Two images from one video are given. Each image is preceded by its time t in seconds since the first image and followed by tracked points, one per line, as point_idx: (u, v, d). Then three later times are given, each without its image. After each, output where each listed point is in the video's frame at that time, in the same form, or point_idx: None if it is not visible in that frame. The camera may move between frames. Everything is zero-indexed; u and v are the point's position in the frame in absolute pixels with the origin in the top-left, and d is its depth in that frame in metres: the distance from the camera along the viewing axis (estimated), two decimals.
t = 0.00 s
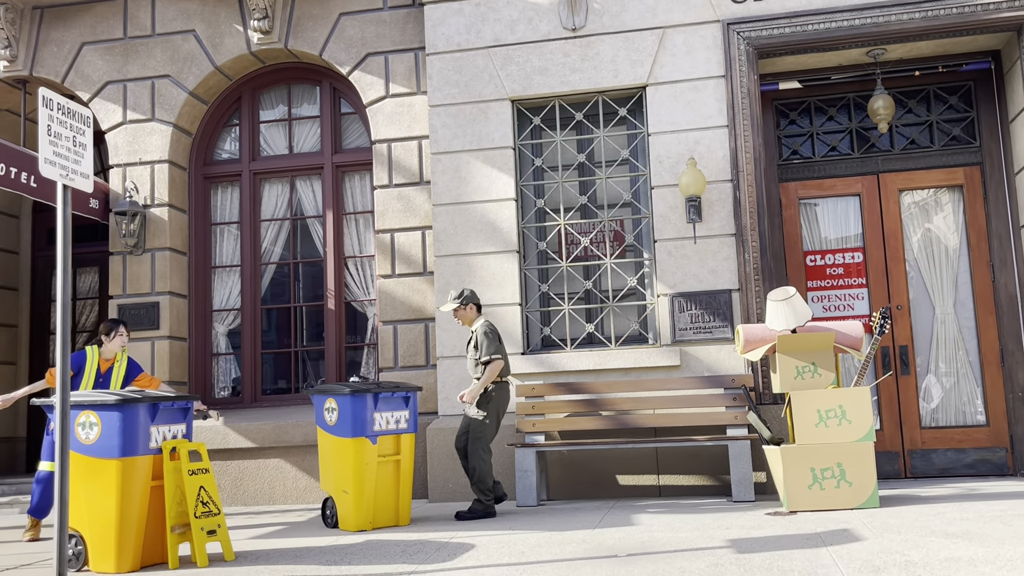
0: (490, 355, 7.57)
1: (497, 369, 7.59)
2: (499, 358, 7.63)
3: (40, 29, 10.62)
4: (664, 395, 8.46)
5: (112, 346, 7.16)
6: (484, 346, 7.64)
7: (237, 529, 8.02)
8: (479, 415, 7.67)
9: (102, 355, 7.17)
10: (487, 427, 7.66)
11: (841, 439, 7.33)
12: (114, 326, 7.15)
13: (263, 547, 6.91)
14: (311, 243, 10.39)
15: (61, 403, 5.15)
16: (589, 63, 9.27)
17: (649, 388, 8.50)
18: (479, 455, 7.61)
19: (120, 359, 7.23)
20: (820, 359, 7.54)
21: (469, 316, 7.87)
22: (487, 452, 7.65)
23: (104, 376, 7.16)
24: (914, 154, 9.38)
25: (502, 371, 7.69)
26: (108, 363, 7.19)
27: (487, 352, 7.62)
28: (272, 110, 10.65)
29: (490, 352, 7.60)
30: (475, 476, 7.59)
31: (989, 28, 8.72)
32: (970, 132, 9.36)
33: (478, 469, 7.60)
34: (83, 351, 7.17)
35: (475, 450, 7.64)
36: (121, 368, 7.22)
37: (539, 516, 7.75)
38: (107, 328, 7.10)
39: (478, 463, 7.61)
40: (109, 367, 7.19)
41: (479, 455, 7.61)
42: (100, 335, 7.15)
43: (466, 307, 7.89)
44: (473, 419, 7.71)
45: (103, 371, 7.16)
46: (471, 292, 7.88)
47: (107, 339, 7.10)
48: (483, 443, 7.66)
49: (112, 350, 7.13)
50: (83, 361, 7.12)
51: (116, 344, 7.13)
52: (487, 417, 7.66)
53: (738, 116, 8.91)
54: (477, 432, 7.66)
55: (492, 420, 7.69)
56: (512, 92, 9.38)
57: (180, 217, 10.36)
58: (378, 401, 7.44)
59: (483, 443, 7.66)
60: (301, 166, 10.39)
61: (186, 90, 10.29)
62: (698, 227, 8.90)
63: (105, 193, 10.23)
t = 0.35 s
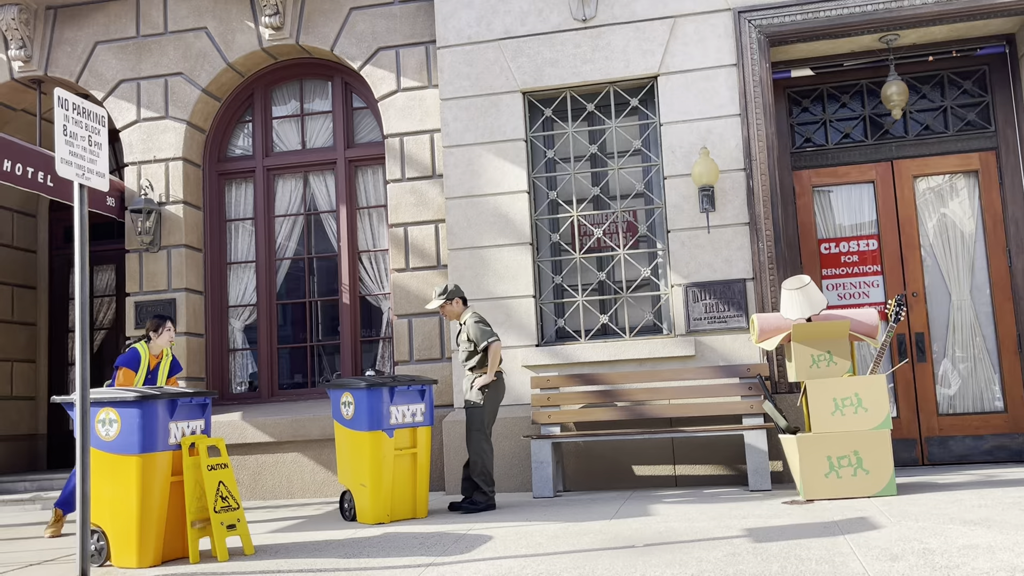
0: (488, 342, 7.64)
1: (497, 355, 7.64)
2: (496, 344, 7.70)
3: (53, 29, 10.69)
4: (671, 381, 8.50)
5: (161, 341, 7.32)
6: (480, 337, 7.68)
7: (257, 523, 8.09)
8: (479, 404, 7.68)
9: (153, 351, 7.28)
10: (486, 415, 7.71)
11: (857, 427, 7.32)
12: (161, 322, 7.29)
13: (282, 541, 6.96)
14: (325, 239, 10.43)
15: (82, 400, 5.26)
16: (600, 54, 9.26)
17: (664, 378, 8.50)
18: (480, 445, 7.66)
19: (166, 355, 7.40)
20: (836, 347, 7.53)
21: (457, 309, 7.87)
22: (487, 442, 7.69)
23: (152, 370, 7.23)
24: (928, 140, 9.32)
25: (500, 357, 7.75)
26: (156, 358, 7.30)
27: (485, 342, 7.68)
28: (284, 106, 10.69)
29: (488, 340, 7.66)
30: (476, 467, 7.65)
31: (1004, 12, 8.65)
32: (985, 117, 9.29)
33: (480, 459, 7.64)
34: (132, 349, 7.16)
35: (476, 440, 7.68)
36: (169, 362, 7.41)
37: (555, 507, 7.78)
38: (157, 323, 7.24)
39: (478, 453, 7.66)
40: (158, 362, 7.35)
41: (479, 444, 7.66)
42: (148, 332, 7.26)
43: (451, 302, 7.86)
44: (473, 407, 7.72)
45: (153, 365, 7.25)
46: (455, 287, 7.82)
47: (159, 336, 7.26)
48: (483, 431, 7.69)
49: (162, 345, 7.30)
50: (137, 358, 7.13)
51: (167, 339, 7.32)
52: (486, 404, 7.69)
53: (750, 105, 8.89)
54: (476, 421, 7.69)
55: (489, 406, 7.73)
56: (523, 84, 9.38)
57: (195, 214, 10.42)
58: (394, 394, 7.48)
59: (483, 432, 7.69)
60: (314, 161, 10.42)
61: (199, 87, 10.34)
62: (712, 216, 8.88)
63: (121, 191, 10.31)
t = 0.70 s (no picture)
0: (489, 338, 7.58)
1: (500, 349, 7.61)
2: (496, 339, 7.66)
3: (62, 27, 10.72)
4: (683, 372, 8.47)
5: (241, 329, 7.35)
6: (479, 336, 7.62)
7: (271, 516, 8.13)
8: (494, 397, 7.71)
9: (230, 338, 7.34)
10: (505, 409, 7.73)
11: (870, 415, 7.31)
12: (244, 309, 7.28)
13: (297, 534, 7.00)
14: (336, 233, 10.45)
15: (95, 396, 5.38)
16: (608, 45, 9.23)
17: (676, 368, 8.49)
18: (500, 438, 7.71)
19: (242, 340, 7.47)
20: (848, 336, 7.50)
21: (450, 310, 7.77)
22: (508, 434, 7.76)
23: (228, 357, 7.36)
24: (939, 127, 9.27)
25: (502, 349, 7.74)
26: (232, 345, 7.39)
27: (484, 340, 7.62)
28: (293, 101, 10.70)
29: (489, 336, 7.61)
30: (495, 459, 7.68)
31: None
32: (997, 102, 9.23)
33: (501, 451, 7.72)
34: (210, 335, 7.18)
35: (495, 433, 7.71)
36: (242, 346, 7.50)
37: (568, 498, 7.80)
38: (236, 312, 7.25)
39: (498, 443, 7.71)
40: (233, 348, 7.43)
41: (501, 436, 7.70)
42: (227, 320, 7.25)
43: (443, 303, 7.76)
44: (489, 403, 7.73)
45: (230, 353, 7.37)
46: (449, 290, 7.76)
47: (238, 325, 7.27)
48: (502, 424, 7.74)
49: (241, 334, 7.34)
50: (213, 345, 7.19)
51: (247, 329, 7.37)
52: (502, 399, 7.72)
53: (760, 93, 8.86)
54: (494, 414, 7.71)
55: (506, 400, 7.76)
56: (531, 76, 9.36)
57: (205, 210, 10.45)
58: (406, 387, 7.50)
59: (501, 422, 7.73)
60: (323, 156, 10.43)
61: (208, 83, 10.35)
62: (722, 206, 8.86)
63: (131, 187, 10.33)
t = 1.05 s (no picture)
0: (488, 332, 7.54)
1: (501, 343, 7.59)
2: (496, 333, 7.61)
3: (63, 25, 10.73)
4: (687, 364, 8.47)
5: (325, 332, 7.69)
6: (479, 330, 7.60)
7: (276, 512, 8.16)
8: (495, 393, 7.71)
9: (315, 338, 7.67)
10: (508, 402, 7.73)
11: (873, 407, 7.31)
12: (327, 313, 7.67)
13: (301, 529, 7.03)
14: (339, 228, 10.46)
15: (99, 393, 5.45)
16: (609, 38, 9.22)
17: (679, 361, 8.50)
18: (503, 432, 7.73)
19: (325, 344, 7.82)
20: (850, 327, 7.50)
21: (450, 307, 7.79)
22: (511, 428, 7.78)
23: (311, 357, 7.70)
24: (942, 117, 9.25)
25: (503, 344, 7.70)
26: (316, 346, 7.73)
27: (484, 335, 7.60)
28: (295, 97, 10.70)
29: (489, 330, 7.57)
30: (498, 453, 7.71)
31: None
32: (999, 92, 9.20)
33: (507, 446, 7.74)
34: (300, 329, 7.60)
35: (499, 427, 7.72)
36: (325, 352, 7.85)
37: (572, 492, 7.81)
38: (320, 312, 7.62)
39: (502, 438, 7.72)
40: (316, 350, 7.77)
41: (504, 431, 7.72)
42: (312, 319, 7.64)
43: (443, 300, 7.79)
44: (491, 397, 7.74)
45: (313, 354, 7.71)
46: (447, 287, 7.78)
47: (320, 326, 7.64)
48: (506, 417, 7.75)
49: (325, 335, 7.67)
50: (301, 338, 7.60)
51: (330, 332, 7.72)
52: (504, 393, 7.72)
53: (761, 85, 8.84)
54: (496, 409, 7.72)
55: (508, 394, 7.76)
56: (532, 70, 9.36)
57: (208, 207, 10.46)
58: (409, 382, 7.51)
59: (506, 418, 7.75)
60: (325, 151, 10.44)
61: (209, 80, 10.36)
62: (724, 198, 8.85)
63: (134, 185, 10.35)
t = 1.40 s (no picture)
0: (488, 328, 7.55)
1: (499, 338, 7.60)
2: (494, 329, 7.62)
3: (58, 22, 10.69)
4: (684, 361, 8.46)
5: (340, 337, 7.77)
6: (478, 327, 7.60)
7: (275, 509, 8.16)
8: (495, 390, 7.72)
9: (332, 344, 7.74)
10: (506, 399, 7.74)
11: (871, 402, 7.31)
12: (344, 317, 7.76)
13: (299, 527, 7.02)
14: (336, 225, 10.44)
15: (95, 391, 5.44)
16: (606, 33, 9.20)
17: (677, 357, 8.49)
18: (502, 428, 7.73)
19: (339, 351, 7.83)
20: (848, 322, 7.50)
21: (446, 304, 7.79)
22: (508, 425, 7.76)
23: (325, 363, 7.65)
24: (939, 112, 9.24)
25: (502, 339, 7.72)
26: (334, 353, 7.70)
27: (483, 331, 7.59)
28: (291, 93, 10.67)
29: (487, 326, 7.58)
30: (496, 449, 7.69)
31: None
32: (997, 86, 9.20)
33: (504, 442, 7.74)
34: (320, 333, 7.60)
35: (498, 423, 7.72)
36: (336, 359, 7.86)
37: (570, 488, 7.81)
38: (333, 316, 7.72)
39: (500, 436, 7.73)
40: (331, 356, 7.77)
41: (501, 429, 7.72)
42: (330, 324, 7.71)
43: (440, 297, 7.78)
44: (490, 394, 7.74)
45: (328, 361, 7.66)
46: (444, 285, 7.77)
47: (336, 329, 7.72)
48: (504, 414, 7.75)
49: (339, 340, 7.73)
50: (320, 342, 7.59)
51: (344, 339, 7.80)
52: (504, 389, 7.73)
53: (758, 80, 8.82)
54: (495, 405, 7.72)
55: (507, 390, 7.77)
56: (529, 65, 9.34)
57: (204, 204, 10.44)
58: (406, 378, 7.51)
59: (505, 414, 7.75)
60: (322, 148, 10.41)
61: (205, 77, 10.33)
62: (721, 193, 8.84)
63: (130, 182, 10.32)
